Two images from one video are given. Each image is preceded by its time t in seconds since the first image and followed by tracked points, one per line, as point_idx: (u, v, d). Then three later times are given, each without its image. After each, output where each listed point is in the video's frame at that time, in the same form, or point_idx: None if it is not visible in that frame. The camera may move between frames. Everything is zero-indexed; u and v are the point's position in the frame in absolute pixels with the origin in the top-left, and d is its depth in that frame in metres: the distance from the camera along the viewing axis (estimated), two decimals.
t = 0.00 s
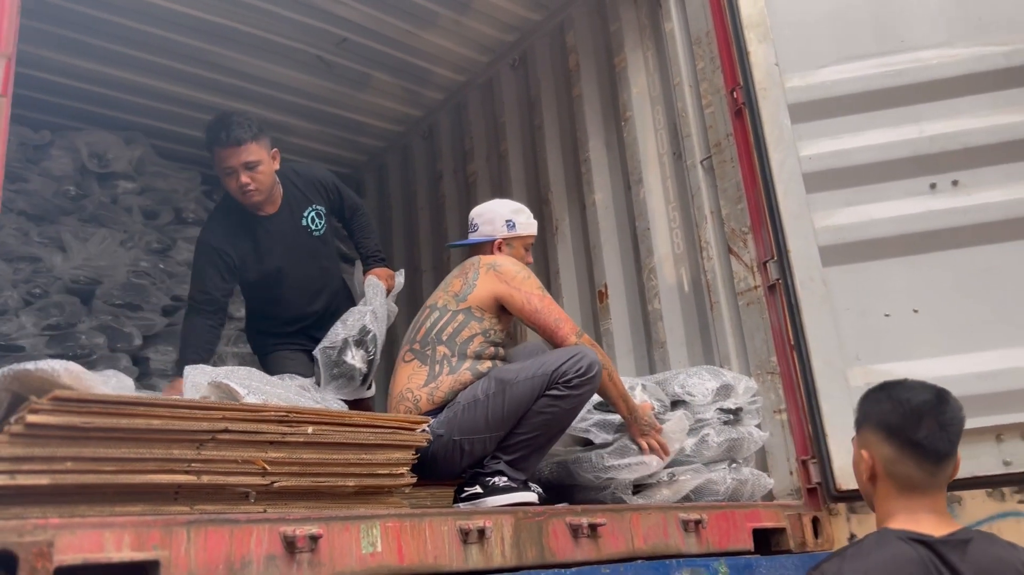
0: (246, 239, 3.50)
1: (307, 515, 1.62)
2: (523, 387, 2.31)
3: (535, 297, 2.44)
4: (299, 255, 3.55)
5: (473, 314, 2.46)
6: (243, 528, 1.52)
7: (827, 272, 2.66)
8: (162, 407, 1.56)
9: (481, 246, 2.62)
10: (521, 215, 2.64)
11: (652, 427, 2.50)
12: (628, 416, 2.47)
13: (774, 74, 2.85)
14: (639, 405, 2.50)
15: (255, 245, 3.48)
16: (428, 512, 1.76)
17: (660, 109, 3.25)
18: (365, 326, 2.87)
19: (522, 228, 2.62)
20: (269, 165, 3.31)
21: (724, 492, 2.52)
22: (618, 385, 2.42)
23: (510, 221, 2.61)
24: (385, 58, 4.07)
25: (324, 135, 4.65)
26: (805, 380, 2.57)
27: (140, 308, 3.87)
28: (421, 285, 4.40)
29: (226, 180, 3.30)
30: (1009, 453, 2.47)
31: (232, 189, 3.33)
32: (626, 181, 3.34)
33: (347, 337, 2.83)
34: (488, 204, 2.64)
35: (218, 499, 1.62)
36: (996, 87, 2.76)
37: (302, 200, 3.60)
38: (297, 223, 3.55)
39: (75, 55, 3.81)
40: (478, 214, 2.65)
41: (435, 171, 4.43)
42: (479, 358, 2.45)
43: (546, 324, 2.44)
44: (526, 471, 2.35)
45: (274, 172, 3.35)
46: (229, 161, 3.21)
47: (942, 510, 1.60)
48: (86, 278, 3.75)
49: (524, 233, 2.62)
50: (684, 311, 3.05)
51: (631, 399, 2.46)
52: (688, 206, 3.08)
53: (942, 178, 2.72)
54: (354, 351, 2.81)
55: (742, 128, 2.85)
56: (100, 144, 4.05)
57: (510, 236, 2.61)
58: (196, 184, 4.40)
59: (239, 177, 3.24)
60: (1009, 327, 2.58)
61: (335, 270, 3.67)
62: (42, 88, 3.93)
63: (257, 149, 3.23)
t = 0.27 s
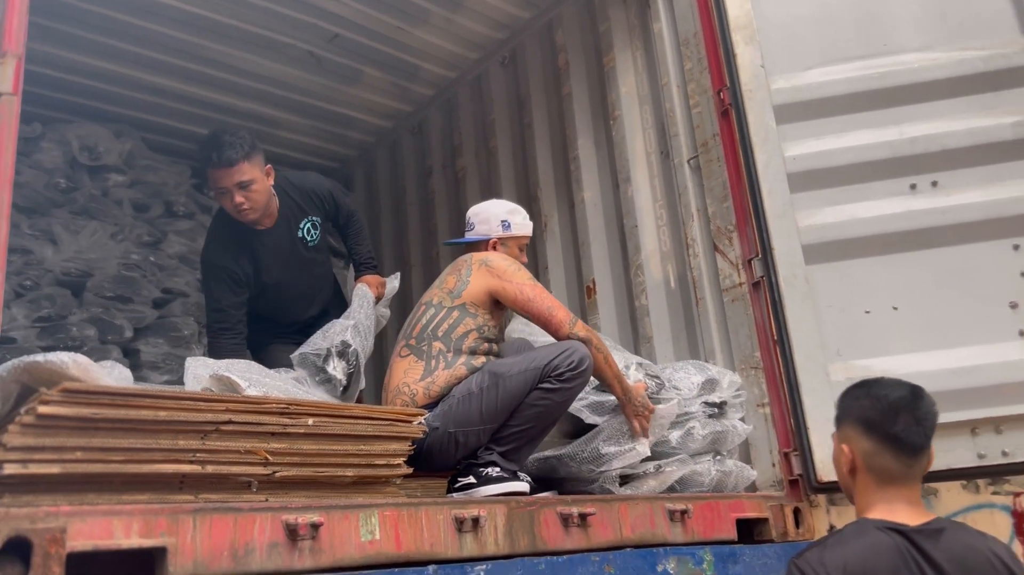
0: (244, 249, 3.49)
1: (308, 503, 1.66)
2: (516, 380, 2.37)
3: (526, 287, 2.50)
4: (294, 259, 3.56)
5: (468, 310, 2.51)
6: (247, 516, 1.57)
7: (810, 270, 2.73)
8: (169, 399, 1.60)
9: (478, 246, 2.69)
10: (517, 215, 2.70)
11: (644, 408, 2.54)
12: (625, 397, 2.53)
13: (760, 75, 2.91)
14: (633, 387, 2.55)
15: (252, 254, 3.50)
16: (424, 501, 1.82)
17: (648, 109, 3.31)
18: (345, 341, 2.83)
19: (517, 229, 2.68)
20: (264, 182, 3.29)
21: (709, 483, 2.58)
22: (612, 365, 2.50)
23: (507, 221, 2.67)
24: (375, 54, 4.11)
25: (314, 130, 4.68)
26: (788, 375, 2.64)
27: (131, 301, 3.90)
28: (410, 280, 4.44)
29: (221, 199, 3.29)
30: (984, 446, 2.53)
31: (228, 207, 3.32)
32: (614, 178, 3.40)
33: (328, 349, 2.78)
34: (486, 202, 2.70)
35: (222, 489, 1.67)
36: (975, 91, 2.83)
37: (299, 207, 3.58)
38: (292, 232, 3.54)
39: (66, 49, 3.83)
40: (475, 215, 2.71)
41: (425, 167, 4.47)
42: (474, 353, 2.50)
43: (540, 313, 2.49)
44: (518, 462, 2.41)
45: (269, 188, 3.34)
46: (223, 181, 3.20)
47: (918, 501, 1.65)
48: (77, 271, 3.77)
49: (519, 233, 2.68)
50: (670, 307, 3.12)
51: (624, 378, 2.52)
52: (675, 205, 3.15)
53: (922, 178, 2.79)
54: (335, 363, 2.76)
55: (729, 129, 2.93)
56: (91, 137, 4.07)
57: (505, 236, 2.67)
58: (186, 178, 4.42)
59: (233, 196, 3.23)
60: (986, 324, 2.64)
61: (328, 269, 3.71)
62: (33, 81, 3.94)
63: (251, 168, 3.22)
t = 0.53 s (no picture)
0: (240, 249, 3.56)
1: (309, 494, 1.71)
2: (503, 373, 2.41)
3: (516, 285, 2.54)
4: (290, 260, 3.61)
5: (460, 307, 2.57)
6: (250, 506, 1.62)
7: (796, 268, 2.80)
8: (174, 393, 1.65)
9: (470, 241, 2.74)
10: (510, 211, 2.74)
11: (633, 406, 2.57)
12: (611, 395, 2.56)
13: (750, 76, 2.97)
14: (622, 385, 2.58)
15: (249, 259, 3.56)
16: (421, 492, 1.87)
17: (639, 108, 3.36)
18: (331, 344, 2.74)
19: (510, 225, 2.73)
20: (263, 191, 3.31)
21: (697, 475, 2.65)
22: (598, 365, 2.54)
23: (499, 218, 2.71)
24: (369, 51, 4.15)
25: (308, 125, 4.71)
26: (773, 369, 2.71)
27: (126, 295, 3.93)
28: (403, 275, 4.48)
29: (219, 206, 3.32)
30: (964, 439, 2.62)
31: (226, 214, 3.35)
32: (606, 176, 3.45)
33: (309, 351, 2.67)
34: (480, 199, 2.75)
35: (225, 479, 1.72)
36: (958, 93, 2.90)
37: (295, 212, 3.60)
38: (287, 238, 3.57)
39: (62, 43, 3.85)
40: (466, 212, 2.76)
41: (418, 163, 4.51)
42: (466, 349, 2.55)
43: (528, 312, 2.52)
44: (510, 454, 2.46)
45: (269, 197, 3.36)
46: (221, 189, 3.23)
47: (866, 495, 1.69)
48: (73, 264, 3.80)
49: (512, 230, 2.73)
50: (660, 304, 3.18)
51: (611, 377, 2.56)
52: (665, 203, 3.21)
53: (906, 179, 2.86)
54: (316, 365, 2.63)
55: (718, 128, 2.98)
56: (86, 131, 4.09)
57: (497, 232, 2.72)
58: (180, 172, 4.45)
59: (231, 204, 3.26)
60: (967, 321, 2.72)
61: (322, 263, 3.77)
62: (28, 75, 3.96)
63: (250, 176, 3.24)
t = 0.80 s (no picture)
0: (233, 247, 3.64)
1: (305, 488, 1.75)
2: (495, 370, 2.46)
3: (505, 279, 2.58)
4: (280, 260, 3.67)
5: (455, 303, 2.62)
6: (248, 500, 1.66)
7: (784, 266, 2.85)
8: (173, 390, 1.69)
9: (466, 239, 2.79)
10: (503, 208, 2.79)
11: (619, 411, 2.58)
12: (595, 400, 2.58)
13: (740, 77, 3.01)
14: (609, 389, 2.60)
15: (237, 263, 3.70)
16: (414, 486, 1.91)
17: (630, 107, 3.40)
18: (297, 339, 2.75)
19: (503, 222, 2.77)
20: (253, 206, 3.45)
21: (686, 469, 2.69)
22: (583, 368, 2.57)
23: (492, 215, 2.75)
24: (363, 48, 4.18)
25: (303, 122, 4.74)
26: (761, 363, 2.76)
27: (122, 290, 3.97)
28: (397, 271, 4.52)
29: (211, 220, 3.45)
30: (946, 434, 2.67)
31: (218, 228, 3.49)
32: (597, 174, 3.49)
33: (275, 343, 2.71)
34: (474, 198, 2.79)
35: (223, 473, 1.76)
36: (945, 94, 2.94)
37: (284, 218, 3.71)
38: (277, 248, 3.70)
39: (58, 40, 3.88)
40: (460, 211, 2.80)
41: (412, 159, 4.54)
42: (460, 345, 2.59)
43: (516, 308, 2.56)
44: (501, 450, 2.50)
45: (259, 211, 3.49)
46: (213, 206, 3.36)
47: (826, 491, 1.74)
48: (69, 260, 3.84)
49: (505, 227, 2.77)
50: (651, 300, 3.22)
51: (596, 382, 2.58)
52: (655, 201, 3.25)
53: (893, 178, 2.91)
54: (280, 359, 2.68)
55: (708, 128, 3.02)
56: (82, 128, 4.12)
57: (490, 229, 2.76)
58: (176, 168, 4.48)
59: (223, 219, 3.40)
60: (951, 319, 2.76)
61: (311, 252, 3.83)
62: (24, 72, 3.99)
63: (240, 193, 3.37)
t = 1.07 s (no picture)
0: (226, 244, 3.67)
1: (297, 484, 1.79)
2: (473, 367, 2.51)
3: (489, 274, 2.59)
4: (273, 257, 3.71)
5: (440, 302, 2.67)
6: (240, 497, 1.70)
7: (772, 265, 2.89)
8: (168, 390, 1.73)
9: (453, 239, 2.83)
10: (487, 207, 2.81)
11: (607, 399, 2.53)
12: (582, 388, 2.53)
13: (729, 78, 3.04)
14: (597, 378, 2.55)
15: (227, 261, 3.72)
16: (404, 482, 1.95)
17: (622, 107, 3.44)
18: (286, 332, 2.77)
19: (488, 220, 2.79)
20: (242, 205, 3.49)
21: (675, 464, 2.73)
22: (568, 356, 2.53)
23: (478, 213, 2.79)
24: (358, 48, 4.21)
25: (298, 120, 4.78)
26: (748, 359, 2.81)
27: (120, 288, 4.02)
28: (392, 269, 4.56)
29: (199, 218, 3.49)
30: (931, 431, 2.72)
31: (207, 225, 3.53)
32: (589, 173, 3.53)
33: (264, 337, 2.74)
34: (462, 198, 2.83)
35: (216, 471, 1.80)
36: (931, 95, 2.98)
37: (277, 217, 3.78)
38: (268, 247, 3.75)
39: (55, 40, 3.91)
40: (447, 211, 2.84)
41: (407, 158, 4.58)
42: (446, 343, 2.65)
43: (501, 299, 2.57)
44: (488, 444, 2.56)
45: (247, 210, 3.53)
46: (202, 205, 3.39)
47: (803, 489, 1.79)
48: (67, 259, 3.88)
49: (491, 224, 2.80)
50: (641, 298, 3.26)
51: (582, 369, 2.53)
52: (646, 200, 3.29)
53: (880, 178, 2.95)
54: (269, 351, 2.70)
55: (698, 128, 3.06)
56: (79, 127, 4.15)
57: (477, 227, 2.79)
58: (173, 167, 4.52)
59: (211, 218, 3.43)
60: (936, 317, 2.80)
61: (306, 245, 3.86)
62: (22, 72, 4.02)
63: (229, 193, 3.40)
